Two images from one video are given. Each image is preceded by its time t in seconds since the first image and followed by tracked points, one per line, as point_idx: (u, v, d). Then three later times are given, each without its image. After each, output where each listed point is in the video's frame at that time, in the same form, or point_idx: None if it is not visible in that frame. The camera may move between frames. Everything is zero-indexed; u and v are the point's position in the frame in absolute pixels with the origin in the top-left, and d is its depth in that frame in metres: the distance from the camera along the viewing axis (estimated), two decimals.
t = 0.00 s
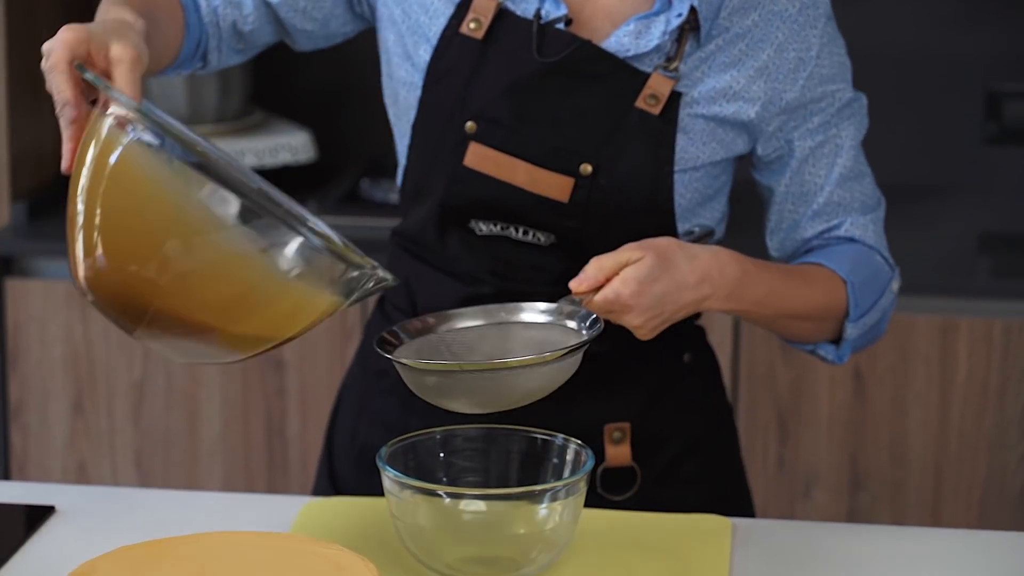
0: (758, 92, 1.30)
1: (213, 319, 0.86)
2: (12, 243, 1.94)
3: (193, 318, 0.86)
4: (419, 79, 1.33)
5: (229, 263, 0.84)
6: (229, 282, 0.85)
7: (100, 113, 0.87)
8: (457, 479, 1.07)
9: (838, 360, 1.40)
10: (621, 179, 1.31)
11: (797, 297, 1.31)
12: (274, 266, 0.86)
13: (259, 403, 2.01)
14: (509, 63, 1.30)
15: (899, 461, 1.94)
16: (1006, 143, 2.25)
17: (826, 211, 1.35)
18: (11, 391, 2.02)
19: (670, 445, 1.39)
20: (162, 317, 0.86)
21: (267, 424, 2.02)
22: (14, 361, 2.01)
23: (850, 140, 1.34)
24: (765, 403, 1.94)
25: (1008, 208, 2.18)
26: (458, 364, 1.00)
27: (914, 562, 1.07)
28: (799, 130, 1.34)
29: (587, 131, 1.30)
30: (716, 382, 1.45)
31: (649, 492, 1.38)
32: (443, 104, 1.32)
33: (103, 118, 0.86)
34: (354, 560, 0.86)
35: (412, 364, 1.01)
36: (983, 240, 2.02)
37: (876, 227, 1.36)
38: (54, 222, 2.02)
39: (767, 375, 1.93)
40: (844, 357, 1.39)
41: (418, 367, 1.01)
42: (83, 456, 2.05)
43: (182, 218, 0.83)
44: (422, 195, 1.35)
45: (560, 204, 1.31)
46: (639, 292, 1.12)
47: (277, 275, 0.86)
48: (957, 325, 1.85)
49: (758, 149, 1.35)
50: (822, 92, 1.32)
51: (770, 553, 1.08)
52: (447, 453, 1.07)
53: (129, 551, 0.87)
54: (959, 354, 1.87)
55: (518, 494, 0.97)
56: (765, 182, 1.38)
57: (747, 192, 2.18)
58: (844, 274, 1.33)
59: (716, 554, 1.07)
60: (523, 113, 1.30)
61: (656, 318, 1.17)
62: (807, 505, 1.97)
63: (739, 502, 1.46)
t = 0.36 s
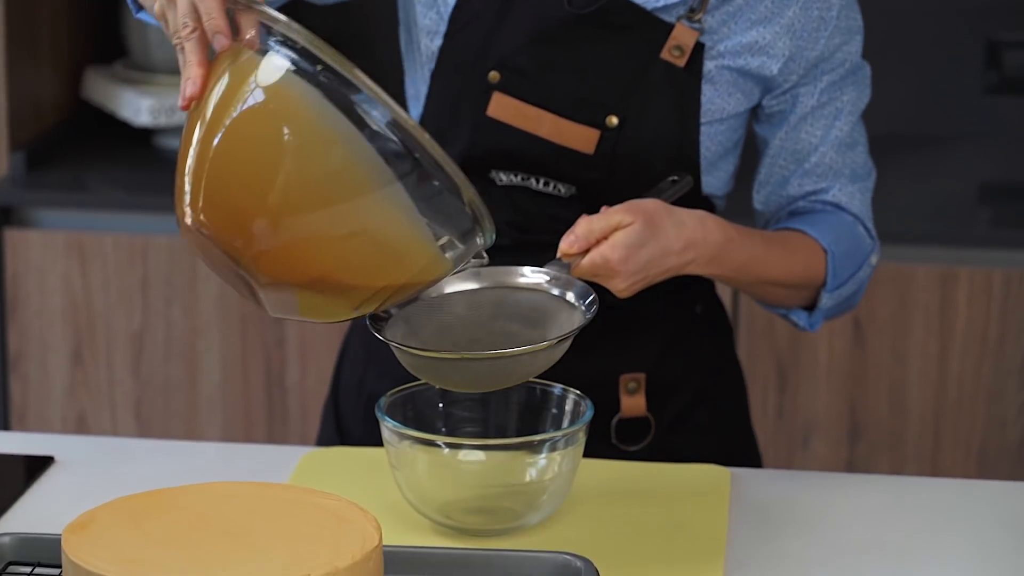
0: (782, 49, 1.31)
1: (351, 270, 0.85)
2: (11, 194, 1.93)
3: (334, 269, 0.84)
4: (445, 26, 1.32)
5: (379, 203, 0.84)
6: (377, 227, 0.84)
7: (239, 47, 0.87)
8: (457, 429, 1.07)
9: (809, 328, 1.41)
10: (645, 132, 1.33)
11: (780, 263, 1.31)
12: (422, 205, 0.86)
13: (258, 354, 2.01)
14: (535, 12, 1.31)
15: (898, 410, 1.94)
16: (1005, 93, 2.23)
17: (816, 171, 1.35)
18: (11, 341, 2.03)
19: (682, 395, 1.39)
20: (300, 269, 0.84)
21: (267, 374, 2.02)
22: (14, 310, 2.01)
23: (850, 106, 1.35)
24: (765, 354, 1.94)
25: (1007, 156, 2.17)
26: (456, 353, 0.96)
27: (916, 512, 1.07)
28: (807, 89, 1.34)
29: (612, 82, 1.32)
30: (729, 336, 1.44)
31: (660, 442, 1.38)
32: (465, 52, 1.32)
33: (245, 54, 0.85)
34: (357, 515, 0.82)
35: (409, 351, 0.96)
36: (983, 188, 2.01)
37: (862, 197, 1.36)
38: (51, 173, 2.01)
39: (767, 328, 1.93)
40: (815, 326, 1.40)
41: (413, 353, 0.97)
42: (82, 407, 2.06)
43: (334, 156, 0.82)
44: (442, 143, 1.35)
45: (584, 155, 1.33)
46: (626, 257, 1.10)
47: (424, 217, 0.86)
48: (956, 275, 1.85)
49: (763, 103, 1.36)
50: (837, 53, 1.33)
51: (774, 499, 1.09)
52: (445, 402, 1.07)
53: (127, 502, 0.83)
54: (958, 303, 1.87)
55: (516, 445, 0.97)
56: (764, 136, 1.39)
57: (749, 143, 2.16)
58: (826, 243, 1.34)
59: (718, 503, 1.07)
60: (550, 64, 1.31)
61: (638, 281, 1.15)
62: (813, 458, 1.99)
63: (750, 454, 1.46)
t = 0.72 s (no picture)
0: (788, 16, 1.30)
1: (393, 219, 0.82)
2: (6, 158, 1.92)
3: (374, 217, 0.81)
4: None
5: (429, 154, 0.80)
6: (425, 176, 0.81)
7: None
8: (453, 393, 1.07)
9: (805, 298, 1.40)
10: (651, 97, 1.33)
11: (778, 232, 1.30)
12: (483, 156, 0.82)
13: (255, 318, 2.01)
14: None
15: (896, 373, 1.94)
16: (1004, 55, 2.22)
17: (816, 140, 1.34)
18: (8, 305, 2.03)
19: (685, 360, 1.39)
20: (339, 214, 0.81)
21: (264, 338, 2.01)
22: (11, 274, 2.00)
23: (851, 75, 1.33)
24: (762, 317, 1.93)
25: (1008, 118, 2.16)
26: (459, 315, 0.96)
27: (916, 477, 1.07)
28: (809, 57, 1.32)
29: (618, 46, 1.32)
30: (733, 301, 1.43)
31: (661, 408, 1.39)
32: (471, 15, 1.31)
33: None
34: (354, 479, 0.82)
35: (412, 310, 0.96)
36: (981, 150, 2.00)
37: (860, 167, 1.35)
38: (47, 136, 2.00)
39: (765, 290, 1.92)
40: (812, 296, 1.39)
41: (415, 314, 0.97)
42: (80, 371, 2.06)
43: (389, 100, 0.79)
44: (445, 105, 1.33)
45: (590, 119, 1.32)
46: (628, 223, 1.09)
47: (483, 169, 0.83)
48: (954, 237, 1.85)
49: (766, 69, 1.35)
50: (842, 21, 1.31)
51: (772, 463, 1.09)
52: (441, 366, 1.06)
53: (122, 467, 0.83)
54: (956, 266, 1.86)
55: (512, 409, 0.97)
56: (764, 103, 1.37)
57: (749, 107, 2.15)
58: (823, 213, 1.33)
59: (714, 467, 1.07)
60: (555, 28, 1.31)
61: (640, 248, 1.14)
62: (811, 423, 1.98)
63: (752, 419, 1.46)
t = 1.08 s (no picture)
0: (786, 7, 1.29)
1: (388, 197, 0.81)
2: (4, 148, 1.92)
3: (369, 194, 0.80)
4: None
5: (427, 133, 0.79)
6: (423, 156, 0.80)
7: None
8: (450, 381, 1.07)
9: (806, 288, 1.40)
10: (647, 86, 1.33)
11: (776, 222, 1.30)
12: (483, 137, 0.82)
13: (253, 306, 2.01)
14: None
15: (891, 362, 1.94)
16: (999, 44, 2.22)
17: (816, 131, 1.34)
18: (5, 295, 2.03)
19: (681, 350, 1.39)
20: (334, 190, 0.80)
21: (261, 327, 2.02)
22: (8, 264, 2.01)
23: (851, 66, 1.33)
24: (757, 306, 1.94)
25: (1002, 108, 2.16)
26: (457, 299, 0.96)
27: (911, 466, 1.07)
28: (809, 48, 1.32)
29: (615, 36, 1.32)
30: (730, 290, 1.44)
31: (657, 397, 1.39)
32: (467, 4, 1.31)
33: None
34: (350, 469, 0.83)
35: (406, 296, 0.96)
36: (976, 140, 2.01)
37: (861, 157, 1.35)
38: (44, 126, 2.00)
39: (761, 279, 1.92)
40: (812, 286, 1.40)
41: (411, 301, 0.97)
42: (77, 360, 2.06)
43: (388, 78, 0.78)
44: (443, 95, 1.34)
45: (586, 108, 1.33)
46: (626, 214, 1.09)
47: (482, 150, 0.82)
48: (949, 227, 1.85)
49: (766, 60, 1.34)
50: (842, 11, 1.31)
51: (769, 452, 1.09)
52: (439, 355, 1.07)
53: (119, 457, 0.83)
54: (951, 255, 1.87)
55: (508, 399, 0.98)
56: (764, 94, 1.37)
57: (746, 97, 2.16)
58: (823, 203, 1.33)
59: (711, 456, 1.07)
60: (553, 17, 1.31)
61: (638, 238, 1.14)
62: (806, 412, 1.99)
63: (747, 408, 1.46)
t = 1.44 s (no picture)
0: None
1: (402, 173, 0.80)
2: (6, 134, 1.93)
3: (383, 171, 0.79)
4: None
5: (442, 109, 0.78)
6: (435, 133, 0.79)
7: None
8: (452, 368, 1.08)
9: (810, 276, 1.41)
10: (649, 72, 1.33)
11: (778, 209, 1.31)
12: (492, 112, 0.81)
13: (254, 291, 2.01)
14: None
15: (891, 349, 1.95)
16: (1000, 32, 2.22)
17: (819, 120, 1.34)
18: (7, 280, 2.03)
19: (681, 336, 1.40)
20: (347, 167, 0.79)
21: (262, 312, 2.02)
22: (11, 250, 2.01)
23: (855, 55, 1.33)
24: (758, 293, 1.94)
25: (1002, 95, 2.16)
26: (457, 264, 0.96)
27: (913, 453, 1.08)
28: (812, 36, 1.32)
29: (617, 22, 1.31)
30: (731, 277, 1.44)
31: (657, 384, 1.40)
32: None
33: None
34: (354, 455, 0.83)
35: (408, 264, 0.97)
36: (976, 127, 2.01)
37: (864, 146, 1.35)
38: (46, 111, 2.00)
39: (762, 266, 1.93)
40: (815, 273, 1.40)
41: (412, 269, 0.97)
42: (79, 345, 2.06)
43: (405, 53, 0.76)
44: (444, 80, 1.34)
45: (588, 94, 1.33)
46: (626, 195, 1.09)
47: (489, 127, 0.82)
48: (949, 215, 1.86)
49: (769, 48, 1.35)
50: None
51: (770, 439, 1.10)
52: (441, 342, 1.07)
53: (124, 440, 0.83)
54: (952, 243, 1.87)
55: (511, 384, 0.98)
56: (768, 82, 1.38)
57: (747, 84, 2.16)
58: (826, 191, 1.34)
59: (712, 442, 1.08)
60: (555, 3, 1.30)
61: (641, 224, 1.15)
62: (806, 398, 1.99)
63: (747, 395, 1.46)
